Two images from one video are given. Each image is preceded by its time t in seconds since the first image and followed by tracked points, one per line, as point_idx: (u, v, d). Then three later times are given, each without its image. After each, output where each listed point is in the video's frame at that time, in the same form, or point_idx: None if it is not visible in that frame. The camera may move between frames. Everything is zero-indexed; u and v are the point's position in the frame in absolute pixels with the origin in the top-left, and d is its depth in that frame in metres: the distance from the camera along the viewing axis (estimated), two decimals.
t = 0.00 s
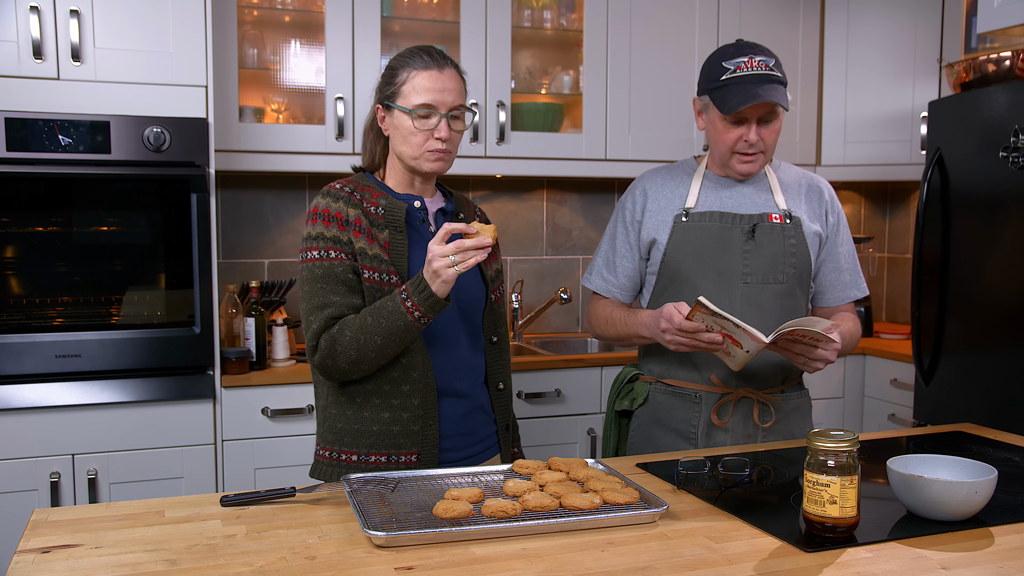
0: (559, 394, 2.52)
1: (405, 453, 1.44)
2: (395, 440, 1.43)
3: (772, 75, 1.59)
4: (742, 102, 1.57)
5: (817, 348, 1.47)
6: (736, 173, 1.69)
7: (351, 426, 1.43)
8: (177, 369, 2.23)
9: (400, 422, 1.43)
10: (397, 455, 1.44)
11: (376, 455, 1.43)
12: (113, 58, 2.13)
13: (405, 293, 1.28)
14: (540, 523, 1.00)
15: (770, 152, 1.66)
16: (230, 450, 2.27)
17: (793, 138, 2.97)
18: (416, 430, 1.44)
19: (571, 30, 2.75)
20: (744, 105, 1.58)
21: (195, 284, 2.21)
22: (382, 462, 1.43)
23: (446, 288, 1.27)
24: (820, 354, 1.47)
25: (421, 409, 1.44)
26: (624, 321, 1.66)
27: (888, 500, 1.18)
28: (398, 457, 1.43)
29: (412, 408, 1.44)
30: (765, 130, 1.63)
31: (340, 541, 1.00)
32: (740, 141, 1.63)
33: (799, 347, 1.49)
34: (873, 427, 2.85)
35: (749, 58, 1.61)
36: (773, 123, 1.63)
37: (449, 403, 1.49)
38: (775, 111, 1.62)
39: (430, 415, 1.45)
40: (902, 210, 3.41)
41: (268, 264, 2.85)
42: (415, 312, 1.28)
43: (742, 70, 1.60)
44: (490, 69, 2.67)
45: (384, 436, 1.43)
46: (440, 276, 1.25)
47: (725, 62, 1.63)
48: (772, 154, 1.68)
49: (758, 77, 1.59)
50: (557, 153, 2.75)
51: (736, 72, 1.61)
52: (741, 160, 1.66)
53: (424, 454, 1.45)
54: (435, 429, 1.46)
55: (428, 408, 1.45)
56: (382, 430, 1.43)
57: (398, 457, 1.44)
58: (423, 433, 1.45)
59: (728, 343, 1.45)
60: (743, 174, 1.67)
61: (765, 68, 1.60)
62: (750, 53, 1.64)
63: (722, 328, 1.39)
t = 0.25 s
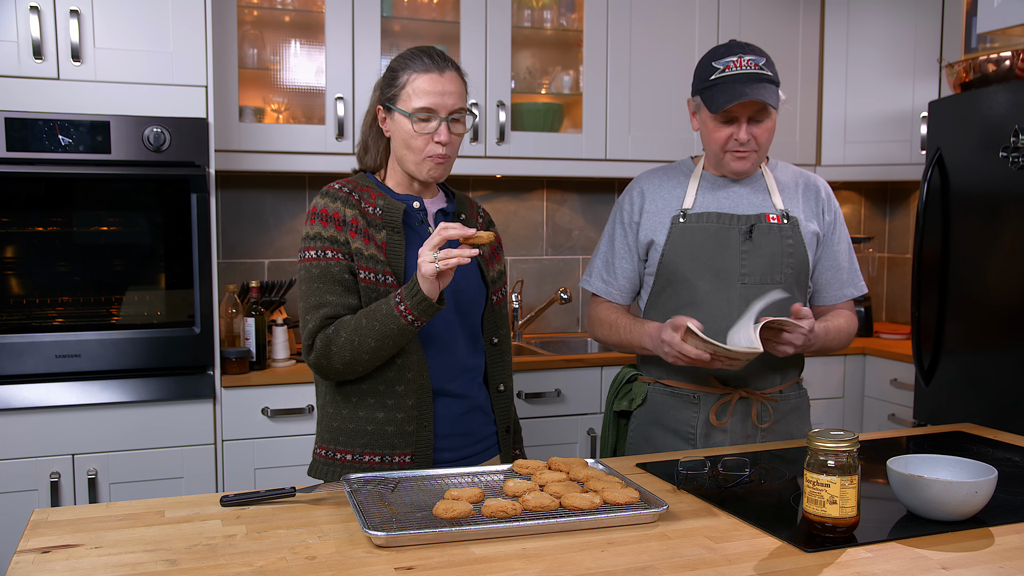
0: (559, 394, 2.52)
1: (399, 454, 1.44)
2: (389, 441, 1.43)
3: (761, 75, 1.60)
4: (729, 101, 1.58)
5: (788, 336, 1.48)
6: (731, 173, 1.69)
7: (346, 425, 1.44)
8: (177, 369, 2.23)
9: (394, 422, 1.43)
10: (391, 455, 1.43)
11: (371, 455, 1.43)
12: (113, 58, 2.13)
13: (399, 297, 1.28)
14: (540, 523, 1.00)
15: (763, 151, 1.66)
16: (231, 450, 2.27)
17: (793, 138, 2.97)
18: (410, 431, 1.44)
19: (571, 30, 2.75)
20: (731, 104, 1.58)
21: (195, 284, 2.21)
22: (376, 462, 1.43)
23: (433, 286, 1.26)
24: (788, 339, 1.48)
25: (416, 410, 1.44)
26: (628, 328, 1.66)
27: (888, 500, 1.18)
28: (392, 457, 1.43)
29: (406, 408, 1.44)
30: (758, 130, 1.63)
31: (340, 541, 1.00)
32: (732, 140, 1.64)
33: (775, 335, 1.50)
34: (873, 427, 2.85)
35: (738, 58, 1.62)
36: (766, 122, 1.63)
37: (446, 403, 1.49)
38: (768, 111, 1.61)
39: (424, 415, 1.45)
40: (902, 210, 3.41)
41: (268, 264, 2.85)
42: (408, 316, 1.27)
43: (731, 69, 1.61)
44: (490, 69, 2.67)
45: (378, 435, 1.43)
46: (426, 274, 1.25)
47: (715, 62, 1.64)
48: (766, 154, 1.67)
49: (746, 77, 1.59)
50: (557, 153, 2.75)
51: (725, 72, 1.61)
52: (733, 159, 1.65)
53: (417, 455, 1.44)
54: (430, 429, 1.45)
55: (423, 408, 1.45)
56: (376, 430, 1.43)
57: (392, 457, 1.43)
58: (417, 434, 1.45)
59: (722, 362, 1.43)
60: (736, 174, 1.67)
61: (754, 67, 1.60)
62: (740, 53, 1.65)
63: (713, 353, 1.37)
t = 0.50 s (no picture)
0: (559, 394, 2.52)
1: (397, 454, 1.44)
2: (387, 441, 1.43)
3: (751, 77, 1.60)
4: (717, 105, 1.58)
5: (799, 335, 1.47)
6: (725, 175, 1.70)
7: (345, 425, 1.44)
8: (177, 369, 2.23)
9: (392, 422, 1.43)
10: (390, 455, 1.43)
11: (369, 455, 1.43)
12: (113, 58, 2.13)
13: (396, 300, 1.28)
14: (540, 523, 1.00)
15: (757, 153, 1.66)
16: (230, 450, 2.27)
17: (793, 139, 2.97)
18: (409, 431, 1.44)
19: (571, 30, 2.75)
20: (719, 108, 1.59)
21: (195, 284, 2.21)
22: (375, 462, 1.43)
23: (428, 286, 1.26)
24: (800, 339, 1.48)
25: (414, 410, 1.44)
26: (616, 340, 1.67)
27: (888, 500, 1.18)
28: (390, 457, 1.43)
29: (404, 408, 1.44)
30: (751, 132, 1.63)
31: (341, 541, 1.00)
32: (724, 143, 1.64)
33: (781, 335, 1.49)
34: (873, 427, 2.85)
35: (727, 61, 1.62)
36: (758, 124, 1.63)
37: (445, 402, 1.49)
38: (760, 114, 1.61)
39: (424, 416, 1.45)
40: (902, 210, 3.41)
41: (268, 264, 2.85)
42: (405, 318, 1.27)
43: (719, 72, 1.61)
44: (490, 69, 2.67)
45: (378, 436, 1.43)
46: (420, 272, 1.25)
47: (704, 65, 1.65)
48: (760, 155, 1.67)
49: (734, 79, 1.59)
50: (557, 154, 2.75)
51: (713, 75, 1.62)
52: (726, 161, 1.66)
53: (416, 455, 1.44)
54: (428, 429, 1.45)
55: (421, 408, 1.45)
56: (375, 430, 1.43)
57: (390, 457, 1.43)
58: (416, 434, 1.45)
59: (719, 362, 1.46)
60: (730, 177, 1.67)
61: (744, 70, 1.60)
62: (730, 55, 1.65)
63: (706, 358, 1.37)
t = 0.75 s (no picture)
0: (559, 394, 2.52)
1: (399, 454, 1.44)
2: (389, 441, 1.43)
3: (749, 78, 1.59)
4: (715, 109, 1.58)
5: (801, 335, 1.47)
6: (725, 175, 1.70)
7: (346, 425, 1.44)
8: (177, 369, 2.23)
9: (394, 423, 1.43)
10: (391, 456, 1.43)
11: (371, 455, 1.43)
12: (113, 58, 2.13)
13: (397, 303, 1.28)
14: (540, 523, 1.00)
15: (756, 152, 1.65)
16: (230, 450, 2.27)
17: (793, 139, 2.97)
18: (410, 431, 1.44)
19: (571, 30, 2.75)
20: (718, 112, 1.59)
21: (195, 284, 2.21)
22: (377, 462, 1.43)
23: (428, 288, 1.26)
24: (804, 339, 1.47)
25: (416, 410, 1.44)
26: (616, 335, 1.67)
27: (888, 500, 1.18)
28: (392, 457, 1.43)
29: (406, 409, 1.44)
30: (749, 131, 1.63)
31: (341, 541, 1.00)
32: (723, 144, 1.64)
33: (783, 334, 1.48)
34: (873, 427, 2.86)
35: (724, 62, 1.62)
36: (756, 124, 1.62)
37: (446, 403, 1.49)
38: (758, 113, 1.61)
39: (425, 416, 1.45)
40: (902, 210, 3.41)
41: (268, 264, 2.85)
42: (406, 322, 1.27)
43: (717, 75, 1.61)
44: (490, 69, 2.67)
45: (379, 436, 1.43)
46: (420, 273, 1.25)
47: (702, 67, 1.65)
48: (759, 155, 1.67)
49: (732, 81, 1.59)
50: (557, 154, 2.75)
51: (712, 77, 1.62)
52: (725, 162, 1.66)
53: (418, 455, 1.45)
54: (430, 429, 1.45)
55: (423, 408, 1.45)
56: (377, 430, 1.43)
57: (392, 457, 1.43)
58: (417, 434, 1.45)
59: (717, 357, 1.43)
60: (730, 177, 1.67)
61: (742, 71, 1.60)
62: (727, 56, 1.65)
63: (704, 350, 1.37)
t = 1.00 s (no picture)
0: (559, 394, 2.52)
1: (399, 454, 1.44)
2: (389, 442, 1.43)
3: (749, 79, 1.59)
4: (716, 109, 1.58)
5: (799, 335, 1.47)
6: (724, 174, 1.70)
7: (347, 425, 1.44)
8: (177, 369, 2.23)
9: (394, 423, 1.43)
10: (391, 456, 1.43)
11: (371, 455, 1.43)
12: (113, 58, 2.13)
13: (400, 307, 1.28)
14: (540, 523, 1.00)
15: (756, 153, 1.65)
16: (230, 450, 2.27)
17: (793, 138, 2.98)
18: (411, 432, 1.44)
19: (571, 30, 2.75)
20: (719, 113, 1.59)
21: (195, 284, 2.21)
22: (377, 463, 1.43)
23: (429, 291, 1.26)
24: (802, 338, 1.47)
25: (416, 411, 1.44)
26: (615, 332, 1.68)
27: (888, 500, 1.18)
28: (393, 457, 1.43)
29: (406, 410, 1.44)
30: (749, 132, 1.63)
31: (340, 541, 1.00)
32: (723, 145, 1.64)
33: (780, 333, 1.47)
34: (873, 427, 2.85)
35: (725, 63, 1.62)
36: (755, 125, 1.63)
37: (447, 403, 1.49)
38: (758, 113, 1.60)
39: (425, 417, 1.45)
40: (902, 210, 3.41)
41: (268, 264, 2.85)
42: (409, 326, 1.27)
43: (718, 75, 1.61)
44: (490, 69, 2.67)
45: (379, 437, 1.43)
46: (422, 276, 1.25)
47: (702, 68, 1.65)
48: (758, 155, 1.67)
49: (733, 81, 1.59)
50: (557, 154, 2.75)
51: (712, 77, 1.62)
52: (725, 162, 1.66)
53: (418, 456, 1.44)
54: (430, 430, 1.45)
55: (424, 409, 1.45)
56: (377, 431, 1.43)
57: (392, 458, 1.43)
58: (418, 435, 1.45)
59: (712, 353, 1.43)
60: (729, 176, 1.67)
61: (742, 72, 1.60)
62: (727, 57, 1.65)
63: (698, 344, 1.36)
